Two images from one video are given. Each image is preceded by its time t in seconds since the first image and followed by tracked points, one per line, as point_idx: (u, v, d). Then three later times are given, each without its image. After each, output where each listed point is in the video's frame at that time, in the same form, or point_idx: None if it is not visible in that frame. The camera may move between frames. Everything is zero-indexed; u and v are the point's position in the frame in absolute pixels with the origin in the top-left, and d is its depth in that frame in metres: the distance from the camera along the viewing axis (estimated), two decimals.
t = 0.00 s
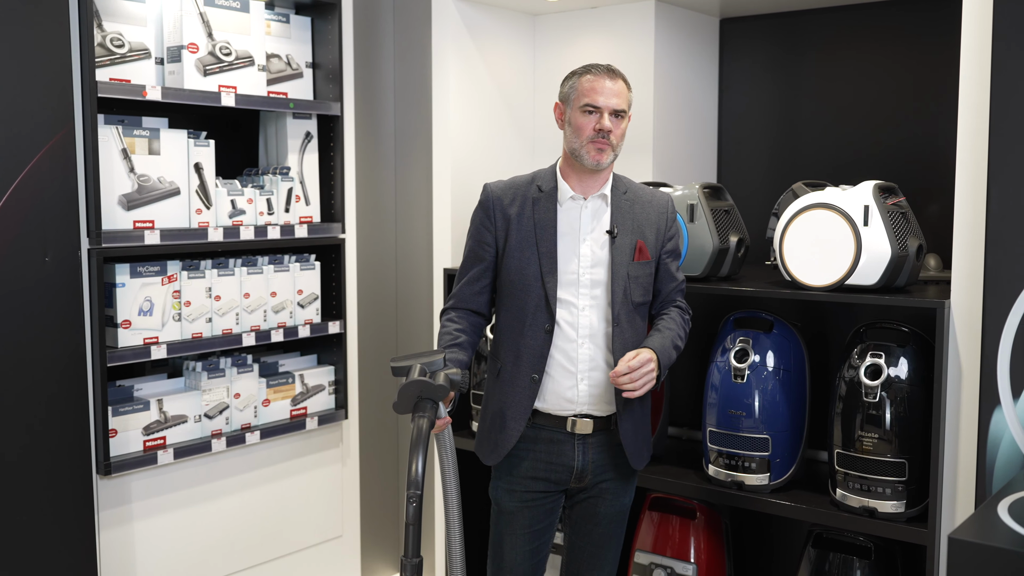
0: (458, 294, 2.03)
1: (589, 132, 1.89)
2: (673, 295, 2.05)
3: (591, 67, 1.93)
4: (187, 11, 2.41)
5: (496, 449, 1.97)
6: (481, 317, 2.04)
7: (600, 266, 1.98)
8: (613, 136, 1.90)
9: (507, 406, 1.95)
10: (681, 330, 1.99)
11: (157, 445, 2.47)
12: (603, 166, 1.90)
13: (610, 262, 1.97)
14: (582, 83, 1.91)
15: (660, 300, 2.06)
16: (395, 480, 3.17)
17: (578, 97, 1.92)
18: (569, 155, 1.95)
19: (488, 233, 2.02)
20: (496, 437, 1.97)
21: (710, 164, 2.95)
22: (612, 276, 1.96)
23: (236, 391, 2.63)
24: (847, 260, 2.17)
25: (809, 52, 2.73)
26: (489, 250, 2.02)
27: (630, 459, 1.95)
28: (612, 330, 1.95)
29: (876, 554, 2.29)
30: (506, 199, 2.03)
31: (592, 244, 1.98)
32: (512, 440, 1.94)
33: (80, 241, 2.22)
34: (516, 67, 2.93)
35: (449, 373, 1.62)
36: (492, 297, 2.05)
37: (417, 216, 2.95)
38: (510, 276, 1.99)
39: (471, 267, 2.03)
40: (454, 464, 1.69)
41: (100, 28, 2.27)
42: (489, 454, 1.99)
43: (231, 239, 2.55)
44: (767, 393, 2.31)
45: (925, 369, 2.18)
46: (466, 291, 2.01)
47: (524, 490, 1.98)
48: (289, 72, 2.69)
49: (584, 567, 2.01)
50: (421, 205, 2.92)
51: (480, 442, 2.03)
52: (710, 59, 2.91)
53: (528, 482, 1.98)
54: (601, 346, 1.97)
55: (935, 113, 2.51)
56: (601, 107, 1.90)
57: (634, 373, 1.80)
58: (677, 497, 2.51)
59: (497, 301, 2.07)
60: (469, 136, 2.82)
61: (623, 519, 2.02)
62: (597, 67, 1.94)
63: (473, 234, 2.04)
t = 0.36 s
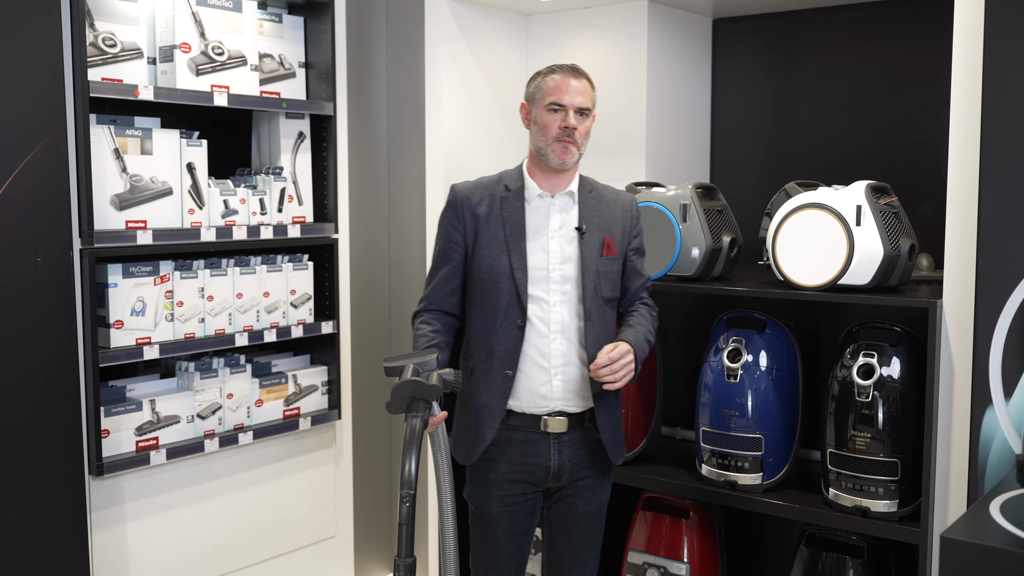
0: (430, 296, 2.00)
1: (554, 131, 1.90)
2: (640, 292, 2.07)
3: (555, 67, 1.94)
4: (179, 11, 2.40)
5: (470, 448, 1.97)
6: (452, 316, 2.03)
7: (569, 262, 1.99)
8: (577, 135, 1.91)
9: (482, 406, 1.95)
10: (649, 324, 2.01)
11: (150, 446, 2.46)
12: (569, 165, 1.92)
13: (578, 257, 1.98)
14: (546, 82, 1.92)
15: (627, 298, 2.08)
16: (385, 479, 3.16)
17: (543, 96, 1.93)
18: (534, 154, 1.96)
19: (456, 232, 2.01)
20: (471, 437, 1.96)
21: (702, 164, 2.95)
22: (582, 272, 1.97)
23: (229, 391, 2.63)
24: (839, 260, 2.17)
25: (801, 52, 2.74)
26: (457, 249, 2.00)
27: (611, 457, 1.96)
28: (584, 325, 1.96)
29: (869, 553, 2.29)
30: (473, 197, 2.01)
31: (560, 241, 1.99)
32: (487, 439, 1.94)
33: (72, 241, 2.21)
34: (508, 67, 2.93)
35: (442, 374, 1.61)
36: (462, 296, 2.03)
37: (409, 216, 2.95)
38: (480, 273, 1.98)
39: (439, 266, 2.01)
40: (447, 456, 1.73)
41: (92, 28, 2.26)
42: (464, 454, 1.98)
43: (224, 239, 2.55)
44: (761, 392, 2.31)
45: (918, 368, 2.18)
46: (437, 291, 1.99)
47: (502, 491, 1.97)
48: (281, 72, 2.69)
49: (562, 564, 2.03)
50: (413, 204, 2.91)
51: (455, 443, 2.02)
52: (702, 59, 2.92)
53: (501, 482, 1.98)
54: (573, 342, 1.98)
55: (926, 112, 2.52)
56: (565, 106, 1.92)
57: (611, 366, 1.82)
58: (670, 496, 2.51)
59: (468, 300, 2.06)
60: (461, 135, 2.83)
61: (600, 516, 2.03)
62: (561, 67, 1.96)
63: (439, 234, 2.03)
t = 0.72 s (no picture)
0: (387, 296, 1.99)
1: (500, 131, 1.90)
2: (587, 290, 2.08)
3: (500, 67, 1.94)
4: (173, 11, 2.40)
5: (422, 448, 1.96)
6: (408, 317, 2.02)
7: (519, 261, 2.00)
8: (524, 135, 1.91)
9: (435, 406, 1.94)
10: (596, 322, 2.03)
11: (144, 446, 2.46)
12: (516, 165, 1.91)
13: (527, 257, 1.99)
14: (490, 84, 1.92)
15: (574, 296, 2.09)
16: (381, 478, 3.16)
17: (488, 96, 1.92)
18: (482, 156, 1.96)
19: (408, 232, 1.99)
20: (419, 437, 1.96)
21: (696, 165, 2.96)
22: (532, 272, 1.98)
23: (224, 391, 2.63)
24: (834, 260, 2.17)
25: (794, 53, 2.74)
26: (410, 250, 1.99)
27: (553, 451, 1.96)
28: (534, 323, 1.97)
29: (863, 553, 2.29)
30: (424, 198, 2.00)
31: (509, 241, 1.99)
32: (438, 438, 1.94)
33: (67, 242, 2.21)
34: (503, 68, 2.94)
35: (436, 374, 1.61)
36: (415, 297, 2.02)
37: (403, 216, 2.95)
38: (432, 273, 1.97)
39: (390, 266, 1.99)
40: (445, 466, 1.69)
41: (86, 28, 2.26)
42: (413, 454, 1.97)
43: (218, 239, 2.55)
44: (755, 392, 2.31)
45: (913, 368, 2.18)
46: (392, 292, 1.98)
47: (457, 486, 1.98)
48: (275, 72, 2.69)
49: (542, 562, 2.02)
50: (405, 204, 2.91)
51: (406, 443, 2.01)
52: (696, 59, 2.92)
53: (474, 480, 1.98)
54: (522, 340, 1.98)
55: (919, 113, 2.52)
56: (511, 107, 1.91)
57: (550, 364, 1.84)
58: (664, 496, 2.50)
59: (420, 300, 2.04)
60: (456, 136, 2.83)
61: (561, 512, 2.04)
62: (504, 68, 1.95)
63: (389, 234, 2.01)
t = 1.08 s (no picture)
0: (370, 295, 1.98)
1: (480, 131, 1.90)
2: (565, 285, 2.16)
3: (476, 68, 1.94)
4: (175, 11, 2.40)
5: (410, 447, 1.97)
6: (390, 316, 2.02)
7: (500, 260, 2.02)
8: (503, 133, 1.91)
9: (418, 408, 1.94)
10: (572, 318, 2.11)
11: (146, 446, 2.46)
12: (497, 164, 1.92)
13: (507, 256, 2.03)
14: (467, 85, 1.92)
15: (552, 291, 2.16)
16: (382, 478, 3.17)
17: (466, 97, 1.92)
18: (463, 156, 1.95)
19: (390, 233, 1.99)
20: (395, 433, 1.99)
21: (697, 164, 2.96)
22: (513, 271, 2.02)
23: (225, 391, 2.63)
24: (835, 259, 2.16)
25: (796, 53, 2.74)
26: (392, 250, 1.99)
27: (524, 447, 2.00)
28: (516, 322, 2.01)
29: (865, 554, 2.28)
30: (404, 198, 2.00)
31: (489, 240, 2.01)
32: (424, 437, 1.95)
33: (68, 242, 2.22)
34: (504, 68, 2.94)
35: (435, 374, 1.60)
36: (397, 297, 2.02)
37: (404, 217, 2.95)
38: (415, 274, 1.97)
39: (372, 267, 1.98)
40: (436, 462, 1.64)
41: (88, 29, 2.26)
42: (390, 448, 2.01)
43: (220, 239, 2.55)
44: (756, 392, 2.31)
45: (913, 369, 2.17)
46: (375, 293, 1.97)
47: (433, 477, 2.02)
48: (277, 72, 2.69)
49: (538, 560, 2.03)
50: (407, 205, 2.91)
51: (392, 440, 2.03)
52: (699, 59, 2.92)
53: (454, 472, 2.02)
54: (502, 339, 2.01)
55: (920, 113, 2.52)
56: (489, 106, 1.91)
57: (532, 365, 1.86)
58: (666, 497, 2.50)
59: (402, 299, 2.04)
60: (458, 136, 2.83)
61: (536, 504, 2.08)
62: (480, 68, 1.96)
63: (370, 234, 1.99)
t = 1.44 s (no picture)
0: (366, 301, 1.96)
1: (483, 142, 1.90)
2: (557, 286, 2.19)
3: (480, 76, 1.93)
4: (176, 11, 2.40)
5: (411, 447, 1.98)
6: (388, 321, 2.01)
7: (497, 267, 2.03)
8: (504, 146, 1.92)
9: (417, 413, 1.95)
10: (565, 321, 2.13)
11: (146, 446, 2.46)
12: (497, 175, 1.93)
13: (504, 264, 2.03)
14: (470, 94, 1.91)
15: (545, 292, 2.18)
16: (383, 478, 3.17)
17: (469, 105, 1.91)
18: (461, 164, 1.95)
19: (388, 241, 1.97)
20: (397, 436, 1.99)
21: (698, 165, 2.96)
22: (510, 277, 2.02)
23: (226, 391, 2.63)
24: (837, 260, 2.16)
25: (797, 53, 2.74)
26: (390, 259, 1.97)
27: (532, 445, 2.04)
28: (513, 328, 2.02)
29: (866, 554, 2.28)
30: (400, 206, 1.98)
31: (486, 247, 2.02)
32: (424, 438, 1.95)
33: (69, 242, 2.22)
34: (505, 68, 2.94)
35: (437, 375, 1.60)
36: (393, 302, 2.01)
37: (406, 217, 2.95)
38: (414, 283, 1.96)
39: (368, 276, 1.96)
40: (440, 465, 1.64)
41: (89, 29, 2.26)
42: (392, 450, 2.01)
43: (221, 239, 2.55)
44: (757, 392, 2.31)
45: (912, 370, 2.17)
46: (373, 301, 1.95)
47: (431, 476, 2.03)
48: (278, 72, 2.69)
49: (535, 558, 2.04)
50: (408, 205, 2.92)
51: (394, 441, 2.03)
52: (700, 59, 2.92)
53: (452, 471, 2.03)
54: (499, 344, 2.02)
55: (921, 113, 2.52)
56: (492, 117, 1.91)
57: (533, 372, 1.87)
58: (667, 497, 2.50)
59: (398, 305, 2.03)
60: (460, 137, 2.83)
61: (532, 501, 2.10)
62: (483, 75, 1.95)
63: (366, 243, 1.98)
